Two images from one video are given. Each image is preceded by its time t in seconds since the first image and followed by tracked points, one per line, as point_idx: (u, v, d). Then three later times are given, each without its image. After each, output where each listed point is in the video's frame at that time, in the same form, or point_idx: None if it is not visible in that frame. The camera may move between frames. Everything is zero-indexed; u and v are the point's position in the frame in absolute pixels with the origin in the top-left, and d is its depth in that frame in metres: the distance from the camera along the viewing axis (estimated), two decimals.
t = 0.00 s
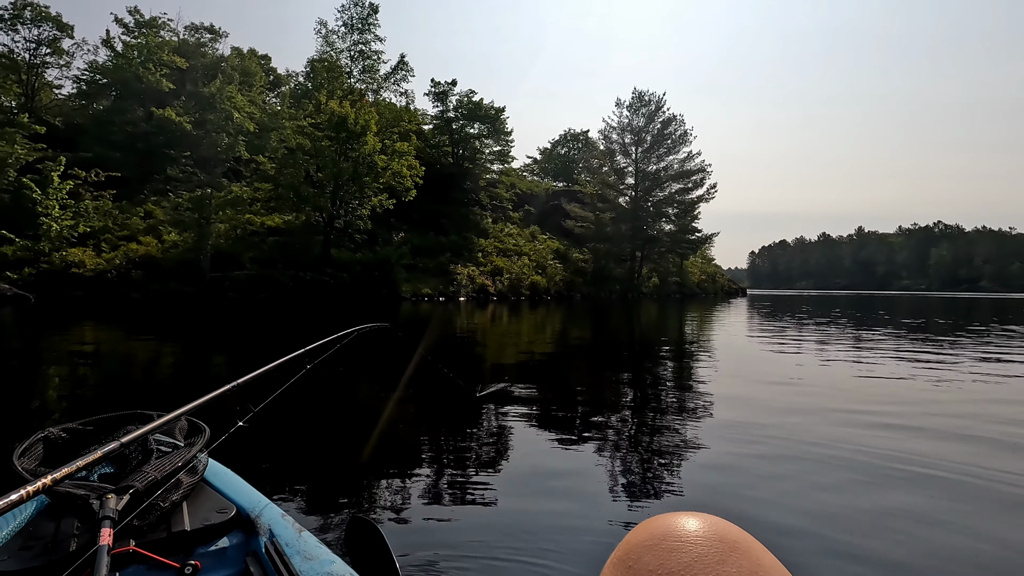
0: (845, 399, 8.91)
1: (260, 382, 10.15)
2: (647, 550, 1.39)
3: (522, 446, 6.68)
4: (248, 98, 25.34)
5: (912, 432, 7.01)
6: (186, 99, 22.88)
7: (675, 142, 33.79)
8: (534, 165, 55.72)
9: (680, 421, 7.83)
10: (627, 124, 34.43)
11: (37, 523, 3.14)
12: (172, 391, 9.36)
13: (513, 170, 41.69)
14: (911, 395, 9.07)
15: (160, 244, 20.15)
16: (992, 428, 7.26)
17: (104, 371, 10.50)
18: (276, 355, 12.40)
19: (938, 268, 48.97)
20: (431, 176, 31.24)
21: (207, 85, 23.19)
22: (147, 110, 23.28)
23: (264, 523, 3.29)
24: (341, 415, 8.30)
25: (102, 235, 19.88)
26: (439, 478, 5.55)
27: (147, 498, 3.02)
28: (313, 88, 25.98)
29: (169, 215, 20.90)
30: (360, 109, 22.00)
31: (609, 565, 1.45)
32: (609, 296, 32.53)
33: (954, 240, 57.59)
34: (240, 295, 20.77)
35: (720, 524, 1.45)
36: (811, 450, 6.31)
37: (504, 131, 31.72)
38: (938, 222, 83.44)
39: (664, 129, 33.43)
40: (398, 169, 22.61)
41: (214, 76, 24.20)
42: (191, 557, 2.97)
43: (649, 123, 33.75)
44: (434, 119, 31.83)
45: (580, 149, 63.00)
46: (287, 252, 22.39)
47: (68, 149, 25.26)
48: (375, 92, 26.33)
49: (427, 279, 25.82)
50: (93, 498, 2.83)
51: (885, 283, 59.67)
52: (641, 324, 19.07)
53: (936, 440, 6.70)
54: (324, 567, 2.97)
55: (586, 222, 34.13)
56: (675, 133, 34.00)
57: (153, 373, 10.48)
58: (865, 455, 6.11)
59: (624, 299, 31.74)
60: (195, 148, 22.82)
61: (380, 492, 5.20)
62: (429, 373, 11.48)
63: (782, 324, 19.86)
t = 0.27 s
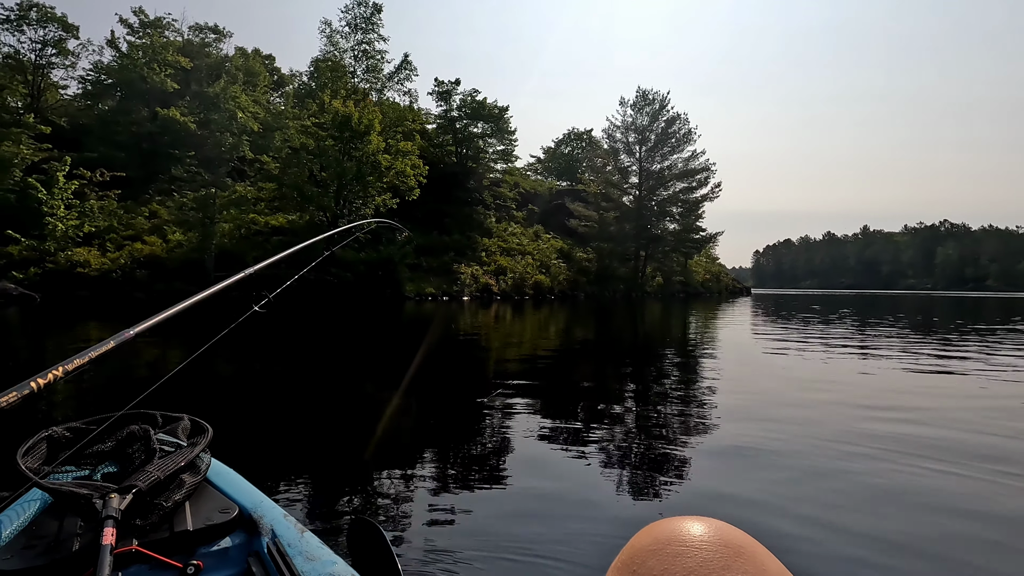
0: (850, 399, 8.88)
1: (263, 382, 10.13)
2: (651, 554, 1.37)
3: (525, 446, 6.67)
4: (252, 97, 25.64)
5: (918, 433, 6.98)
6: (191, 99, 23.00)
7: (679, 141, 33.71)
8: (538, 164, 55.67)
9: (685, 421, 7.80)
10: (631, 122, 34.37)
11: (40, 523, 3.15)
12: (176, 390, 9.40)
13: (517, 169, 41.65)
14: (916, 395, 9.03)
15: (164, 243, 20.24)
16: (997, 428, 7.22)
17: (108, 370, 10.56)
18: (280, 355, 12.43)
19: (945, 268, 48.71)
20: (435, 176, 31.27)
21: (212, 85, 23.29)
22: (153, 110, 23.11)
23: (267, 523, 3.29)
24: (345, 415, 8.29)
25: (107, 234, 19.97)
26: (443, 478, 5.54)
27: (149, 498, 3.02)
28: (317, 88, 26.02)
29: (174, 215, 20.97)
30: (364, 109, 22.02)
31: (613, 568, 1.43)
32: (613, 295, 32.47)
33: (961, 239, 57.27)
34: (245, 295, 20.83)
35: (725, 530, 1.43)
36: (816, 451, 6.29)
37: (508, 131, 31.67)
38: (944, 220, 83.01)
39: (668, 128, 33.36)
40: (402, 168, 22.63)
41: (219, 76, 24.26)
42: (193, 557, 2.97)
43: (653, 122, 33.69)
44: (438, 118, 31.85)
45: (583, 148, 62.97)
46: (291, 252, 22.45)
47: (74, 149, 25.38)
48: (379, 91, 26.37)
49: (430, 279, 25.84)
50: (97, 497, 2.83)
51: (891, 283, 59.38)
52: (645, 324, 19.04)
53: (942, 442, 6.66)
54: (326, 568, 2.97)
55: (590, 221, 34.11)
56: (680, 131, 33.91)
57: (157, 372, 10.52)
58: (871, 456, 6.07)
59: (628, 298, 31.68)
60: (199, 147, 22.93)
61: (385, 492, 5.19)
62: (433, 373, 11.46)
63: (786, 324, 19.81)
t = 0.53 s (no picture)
0: (855, 398, 8.84)
1: (266, 381, 10.15)
2: (651, 555, 1.35)
3: (528, 445, 6.65)
4: (255, 96, 25.79)
5: (924, 431, 6.93)
6: (195, 99, 23.12)
7: (683, 139, 33.66)
8: (541, 164, 55.60)
9: (689, 420, 7.77)
10: (635, 122, 34.33)
11: (42, 523, 3.14)
12: (180, 390, 9.42)
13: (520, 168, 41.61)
14: (922, 394, 8.98)
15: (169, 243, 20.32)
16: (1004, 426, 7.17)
17: (113, 369, 10.61)
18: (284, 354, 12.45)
19: (951, 266, 48.47)
20: (438, 175, 31.29)
21: (216, 85, 23.42)
22: (157, 110, 23.04)
23: (269, 522, 3.29)
24: (348, 415, 8.29)
25: (112, 234, 20.08)
26: (446, 478, 5.52)
27: (152, 497, 3.02)
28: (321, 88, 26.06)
29: (178, 215, 21.04)
30: (368, 108, 22.05)
31: (613, 568, 1.42)
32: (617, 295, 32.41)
33: (967, 238, 56.96)
34: (249, 294, 20.87)
35: (724, 530, 1.42)
36: (820, 449, 6.26)
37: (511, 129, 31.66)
38: (950, 219, 82.63)
39: (671, 126, 33.31)
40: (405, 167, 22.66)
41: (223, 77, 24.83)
42: (195, 556, 2.97)
43: (656, 121, 33.64)
44: (441, 118, 31.88)
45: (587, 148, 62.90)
46: (295, 252, 22.50)
47: (79, 149, 25.49)
48: (382, 91, 26.42)
49: (434, 278, 25.85)
50: (99, 497, 2.83)
51: (897, 282, 59.08)
52: (649, 323, 19.00)
53: (948, 441, 6.61)
54: (328, 567, 2.96)
55: (594, 220, 34.06)
56: (683, 130, 33.85)
57: (162, 372, 10.56)
58: (877, 455, 6.04)
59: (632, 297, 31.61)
60: (203, 147, 23.01)
61: (388, 492, 5.18)
62: (436, 372, 11.44)
63: (791, 324, 19.74)
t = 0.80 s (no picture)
0: (859, 398, 8.81)
1: (269, 380, 10.16)
2: (653, 555, 1.34)
3: (531, 444, 6.64)
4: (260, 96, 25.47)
5: (928, 431, 6.90)
6: (198, 99, 23.24)
7: (686, 138, 33.59)
8: (544, 163, 55.56)
9: (692, 420, 7.75)
10: (638, 120, 34.26)
11: (46, 522, 3.14)
12: (183, 388, 9.44)
13: (523, 167, 41.59)
14: (926, 394, 8.95)
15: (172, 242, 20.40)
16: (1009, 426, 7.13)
17: (117, 368, 10.65)
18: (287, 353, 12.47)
19: (956, 265, 48.31)
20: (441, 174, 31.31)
21: (219, 85, 23.59)
22: (161, 109, 23.22)
23: (272, 521, 3.29)
24: (351, 414, 8.28)
25: (116, 234, 20.27)
26: (449, 477, 5.51)
27: (154, 496, 3.01)
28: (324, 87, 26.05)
29: (182, 214, 21.11)
30: (371, 107, 22.02)
31: (615, 569, 1.40)
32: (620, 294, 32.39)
33: (972, 237, 56.73)
34: (252, 293, 20.92)
35: (726, 531, 1.41)
36: (824, 449, 6.23)
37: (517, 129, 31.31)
38: (955, 217, 82.26)
39: (675, 125, 33.24)
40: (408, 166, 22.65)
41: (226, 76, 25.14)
42: (198, 555, 2.97)
43: (660, 120, 33.57)
44: (444, 117, 31.90)
45: (590, 147, 62.87)
46: (298, 251, 22.55)
47: (83, 149, 25.61)
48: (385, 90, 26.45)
49: (437, 277, 25.88)
50: (103, 495, 2.83)
51: (901, 281, 58.90)
52: (652, 323, 18.99)
53: (954, 443, 6.58)
54: (331, 566, 2.96)
55: (597, 219, 34.04)
56: (687, 129, 33.77)
57: (165, 370, 10.60)
58: (884, 457, 6.00)
59: (635, 297, 31.58)
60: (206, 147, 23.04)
61: (390, 491, 5.17)
62: (439, 371, 11.44)
63: (795, 323, 19.71)
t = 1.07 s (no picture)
0: (860, 398, 8.79)
1: (270, 380, 10.15)
2: (655, 554, 1.33)
3: (532, 444, 6.63)
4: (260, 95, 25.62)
5: (929, 433, 6.89)
6: (198, 99, 23.26)
7: (687, 137, 33.53)
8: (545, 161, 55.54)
9: (693, 420, 7.73)
10: (639, 120, 34.20)
11: (47, 521, 3.13)
12: (183, 388, 9.44)
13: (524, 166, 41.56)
14: (928, 394, 8.93)
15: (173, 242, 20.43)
16: (1011, 427, 7.11)
17: (118, 367, 10.67)
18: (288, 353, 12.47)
19: (958, 265, 48.27)
20: (442, 174, 31.29)
21: (219, 84, 23.60)
22: (161, 109, 23.27)
23: (272, 520, 3.28)
24: (351, 413, 8.27)
25: (117, 234, 20.34)
26: (449, 476, 5.50)
27: (155, 495, 3.00)
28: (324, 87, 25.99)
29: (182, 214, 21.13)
30: (371, 107, 21.96)
31: (616, 568, 1.39)
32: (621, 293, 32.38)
33: (974, 236, 56.65)
34: (252, 293, 20.93)
35: (728, 532, 1.39)
36: (824, 450, 6.22)
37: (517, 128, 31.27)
38: (956, 216, 82.12)
39: (676, 124, 33.19)
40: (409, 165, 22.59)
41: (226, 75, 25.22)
42: (198, 554, 2.95)
43: (660, 119, 33.52)
44: (444, 116, 31.88)
45: (591, 145, 62.81)
46: (299, 250, 22.55)
47: (83, 149, 25.63)
48: (385, 90, 26.43)
49: (437, 276, 25.88)
50: (104, 494, 2.82)
51: (902, 281, 58.85)
52: (653, 322, 18.98)
53: (956, 444, 6.55)
54: (331, 565, 2.95)
55: (597, 218, 34.02)
56: (688, 128, 33.70)
57: (165, 370, 10.62)
58: (886, 458, 5.99)
59: (635, 296, 31.56)
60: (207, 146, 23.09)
61: (391, 490, 5.16)
62: (441, 370, 11.42)
63: (796, 322, 19.67)
